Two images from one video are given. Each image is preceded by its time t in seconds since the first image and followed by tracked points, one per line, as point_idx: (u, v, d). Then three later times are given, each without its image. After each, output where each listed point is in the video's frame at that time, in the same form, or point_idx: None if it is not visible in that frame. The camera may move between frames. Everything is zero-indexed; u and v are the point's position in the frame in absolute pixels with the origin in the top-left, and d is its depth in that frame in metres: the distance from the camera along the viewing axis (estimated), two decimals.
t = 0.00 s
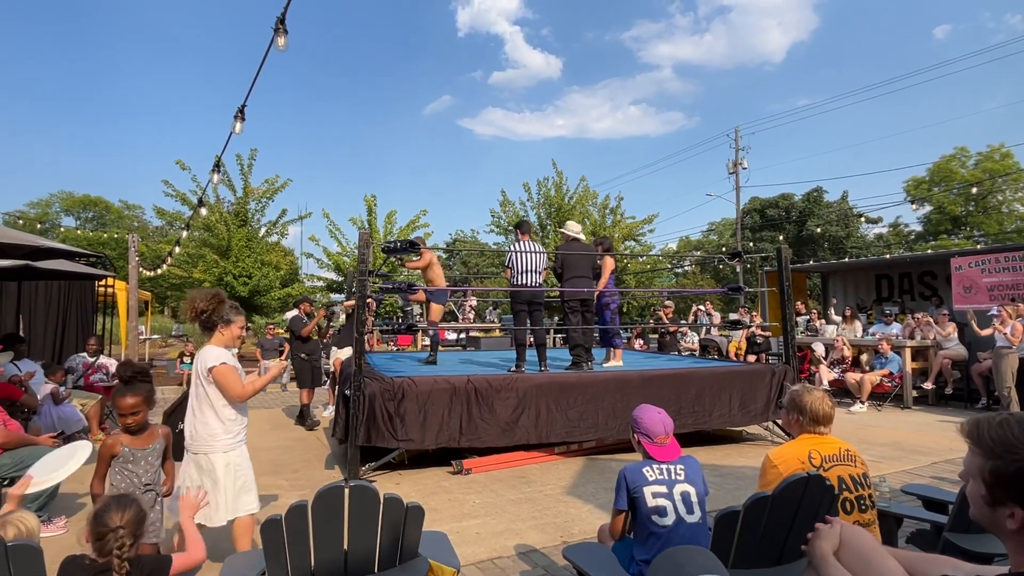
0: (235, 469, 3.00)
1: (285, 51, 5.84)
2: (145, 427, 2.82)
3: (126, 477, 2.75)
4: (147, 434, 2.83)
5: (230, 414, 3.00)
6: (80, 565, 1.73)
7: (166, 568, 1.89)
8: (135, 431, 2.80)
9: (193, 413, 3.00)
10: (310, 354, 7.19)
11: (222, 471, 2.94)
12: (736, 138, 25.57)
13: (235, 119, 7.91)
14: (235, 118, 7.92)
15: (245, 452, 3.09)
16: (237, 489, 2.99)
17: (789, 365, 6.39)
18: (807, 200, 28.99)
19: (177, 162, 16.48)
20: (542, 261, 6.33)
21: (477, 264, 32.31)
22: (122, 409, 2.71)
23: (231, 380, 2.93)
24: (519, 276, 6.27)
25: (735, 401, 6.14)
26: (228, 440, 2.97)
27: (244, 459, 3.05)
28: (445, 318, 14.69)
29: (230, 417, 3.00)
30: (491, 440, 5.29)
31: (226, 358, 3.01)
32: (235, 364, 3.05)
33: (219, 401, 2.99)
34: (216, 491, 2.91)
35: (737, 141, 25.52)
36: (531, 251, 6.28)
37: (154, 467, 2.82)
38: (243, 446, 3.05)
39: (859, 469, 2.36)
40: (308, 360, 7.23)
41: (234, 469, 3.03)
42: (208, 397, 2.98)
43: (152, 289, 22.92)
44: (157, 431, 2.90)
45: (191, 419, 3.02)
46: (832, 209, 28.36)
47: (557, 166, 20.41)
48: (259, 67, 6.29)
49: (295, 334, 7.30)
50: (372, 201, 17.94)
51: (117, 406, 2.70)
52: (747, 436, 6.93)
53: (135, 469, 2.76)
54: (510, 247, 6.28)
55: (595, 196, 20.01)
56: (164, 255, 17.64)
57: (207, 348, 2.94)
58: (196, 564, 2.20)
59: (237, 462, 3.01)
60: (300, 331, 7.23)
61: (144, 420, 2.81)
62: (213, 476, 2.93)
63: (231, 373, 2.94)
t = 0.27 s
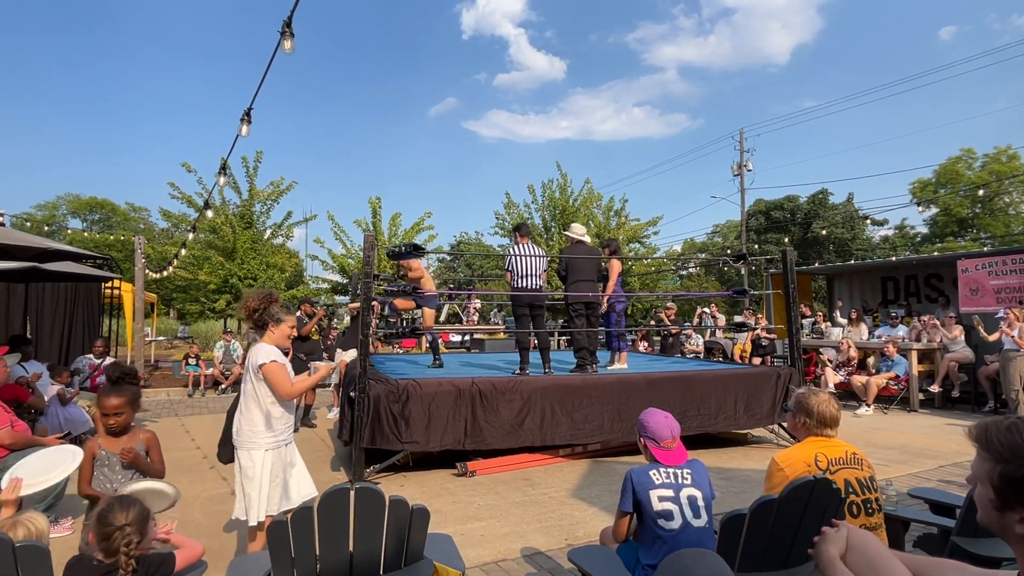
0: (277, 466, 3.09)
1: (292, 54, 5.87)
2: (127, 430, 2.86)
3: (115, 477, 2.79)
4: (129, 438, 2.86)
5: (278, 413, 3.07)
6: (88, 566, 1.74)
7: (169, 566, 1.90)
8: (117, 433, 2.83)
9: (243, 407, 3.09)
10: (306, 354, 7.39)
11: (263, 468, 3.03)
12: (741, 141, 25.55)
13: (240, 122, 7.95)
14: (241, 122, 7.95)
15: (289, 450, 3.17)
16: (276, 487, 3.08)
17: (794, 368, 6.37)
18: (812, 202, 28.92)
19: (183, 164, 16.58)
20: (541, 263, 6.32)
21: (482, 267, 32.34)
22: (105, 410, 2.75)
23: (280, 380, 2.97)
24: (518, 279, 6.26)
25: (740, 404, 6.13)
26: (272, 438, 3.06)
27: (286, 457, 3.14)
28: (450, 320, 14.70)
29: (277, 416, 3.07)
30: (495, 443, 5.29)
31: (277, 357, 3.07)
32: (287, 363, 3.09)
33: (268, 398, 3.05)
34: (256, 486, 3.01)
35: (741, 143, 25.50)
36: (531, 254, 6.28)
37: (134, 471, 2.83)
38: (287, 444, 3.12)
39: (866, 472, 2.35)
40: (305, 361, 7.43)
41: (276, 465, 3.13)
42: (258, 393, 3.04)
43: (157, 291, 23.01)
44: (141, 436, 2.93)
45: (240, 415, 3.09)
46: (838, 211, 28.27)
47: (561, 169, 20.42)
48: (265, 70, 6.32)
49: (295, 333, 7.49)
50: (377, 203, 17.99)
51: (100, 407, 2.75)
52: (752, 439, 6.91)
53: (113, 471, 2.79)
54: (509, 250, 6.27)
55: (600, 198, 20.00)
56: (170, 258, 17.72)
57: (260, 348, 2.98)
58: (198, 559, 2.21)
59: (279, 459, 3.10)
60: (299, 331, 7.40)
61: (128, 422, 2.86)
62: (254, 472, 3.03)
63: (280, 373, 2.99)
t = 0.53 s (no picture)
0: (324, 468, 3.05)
1: (298, 58, 5.90)
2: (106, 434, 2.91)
3: (87, 478, 2.72)
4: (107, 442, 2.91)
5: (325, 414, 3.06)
6: (93, 568, 1.74)
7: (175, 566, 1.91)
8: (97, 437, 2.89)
9: (292, 409, 3.11)
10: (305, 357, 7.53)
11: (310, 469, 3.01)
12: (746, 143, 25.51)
13: (247, 125, 7.99)
14: (247, 125, 7.99)
15: (336, 452, 3.15)
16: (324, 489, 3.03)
17: (800, 370, 6.34)
18: (818, 204, 28.83)
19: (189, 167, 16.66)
20: (541, 265, 6.32)
21: (487, 269, 32.36)
22: (86, 412, 2.82)
23: (324, 381, 2.96)
24: (519, 282, 6.24)
25: (746, 407, 6.11)
26: (319, 439, 3.04)
27: (333, 459, 3.11)
28: (455, 323, 14.71)
29: (324, 418, 3.07)
30: (500, 445, 5.29)
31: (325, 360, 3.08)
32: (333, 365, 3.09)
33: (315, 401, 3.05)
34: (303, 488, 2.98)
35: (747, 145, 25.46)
36: (531, 256, 6.27)
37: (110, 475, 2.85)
38: (334, 446, 3.10)
39: (873, 476, 2.34)
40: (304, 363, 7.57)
41: (324, 467, 3.10)
42: (306, 395, 3.05)
43: (164, 293, 23.12)
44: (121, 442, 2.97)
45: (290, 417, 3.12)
46: (844, 213, 28.16)
47: (566, 171, 20.44)
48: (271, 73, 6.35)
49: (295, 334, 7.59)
50: (382, 206, 18.04)
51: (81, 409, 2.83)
52: (758, 442, 6.88)
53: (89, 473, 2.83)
54: (509, 252, 6.27)
55: (605, 200, 20.00)
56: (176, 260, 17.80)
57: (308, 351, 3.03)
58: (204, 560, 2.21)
59: (326, 461, 3.07)
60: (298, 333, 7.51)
61: (108, 425, 2.92)
62: (301, 472, 3.00)
63: (325, 374, 2.99)
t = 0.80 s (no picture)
0: (375, 467, 2.99)
1: (304, 62, 5.93)
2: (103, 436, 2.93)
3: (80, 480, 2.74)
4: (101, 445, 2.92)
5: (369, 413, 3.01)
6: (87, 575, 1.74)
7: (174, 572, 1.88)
8: (93, 439, 2.91)
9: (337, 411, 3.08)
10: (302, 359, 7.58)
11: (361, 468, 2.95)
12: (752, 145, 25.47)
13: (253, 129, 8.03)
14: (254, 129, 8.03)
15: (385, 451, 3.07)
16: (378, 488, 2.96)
17: (806, 373, 6.32)
18: (824, 206, 28.75)
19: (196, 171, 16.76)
20: (546, 267, 6.32)
21: (492, 272, 32.39)
22: (84, 413, 2.84)
23: (364, 382, 2.93)
24: (524, 284, 6.25)
25: (752, 410, 6.08)
26: (366, 438, 2.98)
27: (384, 457, 3.04)
28: (460, 325, 14.73)
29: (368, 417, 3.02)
30: (505, 448, 5.28)
31: (365, 361, 3.03)
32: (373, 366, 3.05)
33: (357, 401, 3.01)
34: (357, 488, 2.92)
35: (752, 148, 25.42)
36: (534, 258, 6.26)
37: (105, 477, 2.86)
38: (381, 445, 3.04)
39: (880, 480, 2.33)
40: (301, 365, 7.63)
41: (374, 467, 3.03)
42: (348, 397, 3.00)
43: (171, 296, 23.25)
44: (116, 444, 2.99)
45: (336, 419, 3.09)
46: (850, 216, 28.04)
47: (571, 174, 20.46)
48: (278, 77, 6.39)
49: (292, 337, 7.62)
50: (387, 209, 18.10)
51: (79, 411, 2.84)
52: (764, 445, 6.85)
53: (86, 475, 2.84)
54: (511, 255, 6.27)
55: (610, 203, 20.00)
56: (183, 263, 17.90)
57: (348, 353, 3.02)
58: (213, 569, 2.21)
59: (376, 459, 3.00)
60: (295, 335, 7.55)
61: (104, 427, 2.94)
62: (350, 472, 2.97)
63: (365, 375, 2.95)
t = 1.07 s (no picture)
0: (418, 471, 3.05)
1: (311, 67, 5.96)
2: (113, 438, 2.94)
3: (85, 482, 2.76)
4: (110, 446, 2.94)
5: (412, 417, 3.05)
6: None
7: None
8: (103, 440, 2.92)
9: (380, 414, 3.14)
10: (300, 361, 7.61)
11: (404, 473, 3.01)
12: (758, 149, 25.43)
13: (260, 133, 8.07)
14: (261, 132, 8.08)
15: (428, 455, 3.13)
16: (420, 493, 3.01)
17: (813, 377, 6.29)
18: (831, 209, 28.65)
19: (203, 174, 16.85)
20: (553, 270, 6.33)
21: (497, 274, 32.43)
22: (97, 415, 2.86)
23: (407, 387, 2.96)
24: (530, 287, 6.26)
25: (758, 413, 6.06)
26: (410, 443, 3.03)
27: (427, 461, 3.10)
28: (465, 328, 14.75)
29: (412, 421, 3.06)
30: (511, 450, 5.28)
31: (408, 365, 3.07)
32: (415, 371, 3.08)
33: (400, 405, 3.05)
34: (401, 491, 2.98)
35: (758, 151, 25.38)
36: (541, 261, 6.26)
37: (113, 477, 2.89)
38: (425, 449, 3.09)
39: (888, 484, 2.32)
40: (299, 368, 7.65)
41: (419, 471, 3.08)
42: (392, 401, 3.06)
43: (178, 299, 23.39)
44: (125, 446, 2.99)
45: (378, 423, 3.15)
46: (857, 218, 27.93)
47: (576, 176, 20.47)
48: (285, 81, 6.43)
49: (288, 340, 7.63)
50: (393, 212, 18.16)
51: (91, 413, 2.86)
52: (771, 449, 6.83)
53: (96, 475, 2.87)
54: (517, 259, 6.28)
55: (615, 205, 19.99)
56: (190, 266, 18.00)
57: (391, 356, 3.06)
58: None
59: (418, 464, 3.06)
60: (292, 338, 7.59)
61: (116, 429, 2.95)
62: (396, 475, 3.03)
63: (408, 379, 2.98)
